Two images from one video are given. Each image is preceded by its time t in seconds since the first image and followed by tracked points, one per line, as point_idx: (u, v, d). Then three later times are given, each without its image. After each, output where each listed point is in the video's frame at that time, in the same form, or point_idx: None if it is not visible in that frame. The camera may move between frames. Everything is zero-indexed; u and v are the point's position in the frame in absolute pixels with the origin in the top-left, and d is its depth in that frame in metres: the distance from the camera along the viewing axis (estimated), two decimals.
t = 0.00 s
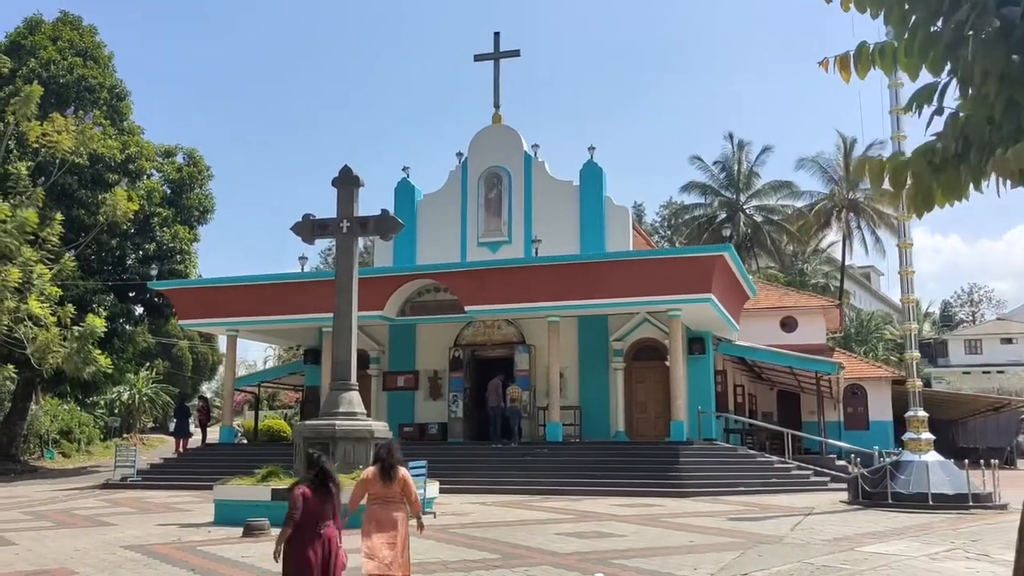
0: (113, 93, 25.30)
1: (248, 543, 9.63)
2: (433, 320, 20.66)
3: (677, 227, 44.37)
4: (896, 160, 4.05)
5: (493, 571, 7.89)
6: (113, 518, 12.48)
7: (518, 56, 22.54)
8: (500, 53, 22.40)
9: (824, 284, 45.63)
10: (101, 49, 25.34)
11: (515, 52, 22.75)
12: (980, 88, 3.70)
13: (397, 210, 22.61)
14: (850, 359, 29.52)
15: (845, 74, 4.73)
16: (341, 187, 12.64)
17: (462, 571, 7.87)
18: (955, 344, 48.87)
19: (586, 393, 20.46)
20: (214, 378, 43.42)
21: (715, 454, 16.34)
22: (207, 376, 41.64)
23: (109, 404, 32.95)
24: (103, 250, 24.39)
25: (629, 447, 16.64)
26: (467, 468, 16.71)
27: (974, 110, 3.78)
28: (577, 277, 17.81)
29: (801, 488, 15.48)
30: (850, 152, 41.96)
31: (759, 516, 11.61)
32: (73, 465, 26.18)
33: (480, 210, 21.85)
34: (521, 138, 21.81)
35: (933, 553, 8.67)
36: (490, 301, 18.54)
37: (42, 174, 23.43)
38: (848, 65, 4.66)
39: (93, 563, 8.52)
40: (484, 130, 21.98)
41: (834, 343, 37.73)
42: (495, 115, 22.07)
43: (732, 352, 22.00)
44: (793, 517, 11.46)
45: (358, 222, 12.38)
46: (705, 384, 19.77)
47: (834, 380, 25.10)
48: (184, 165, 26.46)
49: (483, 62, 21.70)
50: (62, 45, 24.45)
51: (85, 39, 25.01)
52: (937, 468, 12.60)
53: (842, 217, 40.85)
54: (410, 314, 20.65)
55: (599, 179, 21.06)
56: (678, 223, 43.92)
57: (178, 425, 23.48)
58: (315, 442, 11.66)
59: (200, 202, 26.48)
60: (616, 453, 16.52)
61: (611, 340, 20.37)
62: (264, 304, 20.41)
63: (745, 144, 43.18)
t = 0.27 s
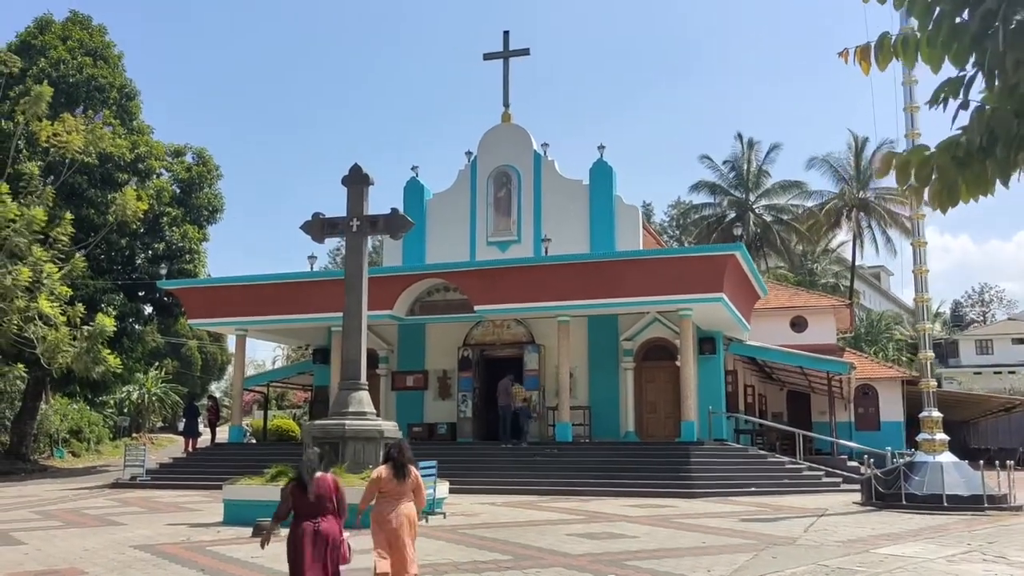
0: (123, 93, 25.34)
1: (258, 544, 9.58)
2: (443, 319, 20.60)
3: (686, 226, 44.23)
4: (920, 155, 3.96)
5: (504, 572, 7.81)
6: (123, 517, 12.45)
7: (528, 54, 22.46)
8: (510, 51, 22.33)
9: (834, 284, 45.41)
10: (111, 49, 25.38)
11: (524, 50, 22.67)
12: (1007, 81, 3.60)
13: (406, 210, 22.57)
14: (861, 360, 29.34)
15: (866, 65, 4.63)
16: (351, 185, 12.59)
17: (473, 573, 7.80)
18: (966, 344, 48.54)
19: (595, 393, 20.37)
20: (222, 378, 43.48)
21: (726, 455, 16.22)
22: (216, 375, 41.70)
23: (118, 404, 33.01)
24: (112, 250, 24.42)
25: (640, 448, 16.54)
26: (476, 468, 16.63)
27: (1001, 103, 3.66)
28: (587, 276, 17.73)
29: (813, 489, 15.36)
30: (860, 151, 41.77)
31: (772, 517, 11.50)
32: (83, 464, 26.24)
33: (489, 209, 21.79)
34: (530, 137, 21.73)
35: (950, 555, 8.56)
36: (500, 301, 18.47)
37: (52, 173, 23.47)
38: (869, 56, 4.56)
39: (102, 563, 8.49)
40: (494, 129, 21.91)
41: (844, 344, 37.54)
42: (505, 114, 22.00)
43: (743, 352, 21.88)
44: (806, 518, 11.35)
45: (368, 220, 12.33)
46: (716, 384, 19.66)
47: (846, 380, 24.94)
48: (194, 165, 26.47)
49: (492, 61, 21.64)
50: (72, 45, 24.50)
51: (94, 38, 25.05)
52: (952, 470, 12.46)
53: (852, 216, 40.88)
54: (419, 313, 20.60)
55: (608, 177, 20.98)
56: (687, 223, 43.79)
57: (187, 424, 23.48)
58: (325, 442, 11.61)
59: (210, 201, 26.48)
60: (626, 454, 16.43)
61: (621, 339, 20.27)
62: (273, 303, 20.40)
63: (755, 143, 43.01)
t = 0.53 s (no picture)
0: (132, 93, 25.38)
1: (267, 544, 9.52)
2: (452, 320, 20.55)
3: (695, 227, 44.08)
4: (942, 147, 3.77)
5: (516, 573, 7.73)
6: (132, 517, 12.42)
7: (537, 54, 22.40)
8: (519, 51, 22.26)
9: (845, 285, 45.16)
10: (120, 49, 25.42)
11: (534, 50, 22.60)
12: None
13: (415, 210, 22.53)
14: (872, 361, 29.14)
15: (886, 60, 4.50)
16: (361, 185, 12.54)
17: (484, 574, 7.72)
18: (977, 346, 48.18)
19: (605, 394, 20.28)
20: (231, 379, 43.51)
21: (738, 456, 16.10)
22: (224, 376, 41.72)
23: (128, 404, 33.06)
24: (122, 250, 24.44)
25: (651, 449, 16.43)
26: (486, 469, 16.55)
27: None
28: (597, 277, 17.65)
29: (825, 491, 15.23)
30: (871, 152, 41.55)
31: (785, 519, 11.39)
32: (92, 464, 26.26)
33: (499, 210, 21.72)
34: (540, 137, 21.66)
35: (967, 558, 8.44)
36: (509, 301, 18.40)
37: (62, 173, 23.50)
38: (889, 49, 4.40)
39: (111, 563, 8.44)
40: (503, 129, 21.85)
41: (854, 345, 37.31)
42: (514, 114, 21.94)
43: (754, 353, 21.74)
44: (819, 520, 11.24)
45: (378, 220, 12.28)
46: (726, 385, 19.53)
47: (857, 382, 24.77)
48: (203, 165, 26.48)
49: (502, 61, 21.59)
50: (82, 45, 24.55)
51: (104, 39, 25.10)
52: (966, 472, 12.33)
53: (863, 217, 40.80)
54: (428, 313, 20.55)
55: (618, 177, 20.89)
56: (696, 224, 43.64)
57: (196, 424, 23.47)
58: (334, 442, 11.54)
59: (219, 202, 26.47)
60: (636, 455, 16.33)
61: (631, 340, 20.17)
62: (282, 304, 20.38)
63: (764, 144, 42.83)
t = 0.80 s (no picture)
0: (147, 94, 25.46)
1: (282, 543, 9.48)
2: (466, 319, 20.49)
3: (709, 227, 43.87)
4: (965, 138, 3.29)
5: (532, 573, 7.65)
6: (147, 516, 12.41)
7: (551, 53, 22.30)
8: (533, 49, 22.17)
9: (861, 284, 44.81)
10: (135, 51, 25.51)
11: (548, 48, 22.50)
12: None
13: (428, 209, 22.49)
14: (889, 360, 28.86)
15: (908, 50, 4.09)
16: (375, 183, 12.48)
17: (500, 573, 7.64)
18: (995, 346, 47.71)
19: (620, 393, 20.17)
20: (246, 379, 43.64)
21: (755, 455, 15.94)
22: (239, 376, 41.84)
23: (143, 404, 33.19)
24: (137, 250, 24.52)
25: (667, 448, 16.31)
26: (501, 468, 16.47)
27: None
28: (612, 275, 17.54)
29: (844, 491, 15.05)
30: (888, 150, 41.23)
31: (804, 519, 11.24)
32: (109, 464, 26.38)
33: (513, 209, 21.64)
34: (554, 136, 21.55)
35: (991, 558, 8.29)
36: (524, 300, 18.32)
37: (77, 173, 23.58)
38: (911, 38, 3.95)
39: (126, 561, 8.41)
40: (518, 128, 21.77)
41: (870, 344, 37.02)
42: (528, 113, 21.85)
43: (770, 352, 21.55)
44: (839, 520, 11.09)
45: (392, 219, 12.22)
46: (743, 384, 19.37)
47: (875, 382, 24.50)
48: (217, 166, 26.52)
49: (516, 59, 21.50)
50: (97, 47, 24.65)
51: (119, 40, 25.19)
52: (989, 471, 12.14)
53: (879, 217, 40.40)
54: (443, 313, 20.50)
55: (633, 175, 20.77)
56: (711, 224, 43.43)
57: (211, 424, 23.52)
58: (348, 440, 11.44)
59: (233, 202, 26.49)
60: (652, 454, 16.22)
61: (646, 339, 20.03)
62: (296, 303, 20.38)
63: (779, 143, 42.56)
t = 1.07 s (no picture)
0: (150, 91, 25.40)
1: (287, 541, 9.41)
2: (472, 316, 20.42)
3: (713, 223, 43.75)
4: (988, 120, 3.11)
5: (540, 571, 7.56)
6: (152, 514, 12.37)
7: (556, 48, 22.20)
8: (538, 45, 22.07)
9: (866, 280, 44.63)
10: (138, 47, 25.46)
11: (553, 44, 22.40)
12: None
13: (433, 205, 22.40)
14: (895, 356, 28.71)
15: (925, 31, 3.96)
16: (380, 178, 12.39)
17: (507, 571, 7.56)
18: (1001, 341, 47.53)
19: (626, 390, 20.08)
20: (250, 377, 43.65)
21: (762, 452, 15.84)
22: (244, 374, 41.82)
23: (148, 402, 33.18)
24: (141, 248, 24.48)
25: (673, 445, 16.21)
26: (506, 465, 16.39)
27: None
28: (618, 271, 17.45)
29: (852, 488, 14.94)
30: (893, 146, 41.07)
31: (813, 516, 11.15)
32: (113, 462, 26.37)
33: (518, 205, 21.55)
34: (559, 131, 21.46)
35: (1004, 555, 8.18)
36: (529, 297, 18.23)
37: (81, 171, 23.55)
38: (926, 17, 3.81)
39: (130, 560, 8.34)
40: (522, 124, 21.68)
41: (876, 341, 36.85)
42: (533, 109, 21.75)
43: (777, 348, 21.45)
44: (848, 517, 10.99)
45: (396, 214, 12.12)
46: (749, 381, 19.27)
47: (882, 378, 24.36)
48: (221, 163, 26.46)
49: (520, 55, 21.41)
50: (99, 43, 24.60)
51: (122, 37, 25.14)
52: (999, 467, 12.03)
53: (884, 212, 40.44)
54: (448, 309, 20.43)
55: (638, 171, 20.67)
56: (715, 220, 43.31)
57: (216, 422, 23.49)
58: (353, 438, 11.37)
59: (237, 199, 26.41)
60: (658, 451, 16.12)
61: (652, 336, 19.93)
62: (301, 300, 20.31)
63: (784, 139, 42.41)
